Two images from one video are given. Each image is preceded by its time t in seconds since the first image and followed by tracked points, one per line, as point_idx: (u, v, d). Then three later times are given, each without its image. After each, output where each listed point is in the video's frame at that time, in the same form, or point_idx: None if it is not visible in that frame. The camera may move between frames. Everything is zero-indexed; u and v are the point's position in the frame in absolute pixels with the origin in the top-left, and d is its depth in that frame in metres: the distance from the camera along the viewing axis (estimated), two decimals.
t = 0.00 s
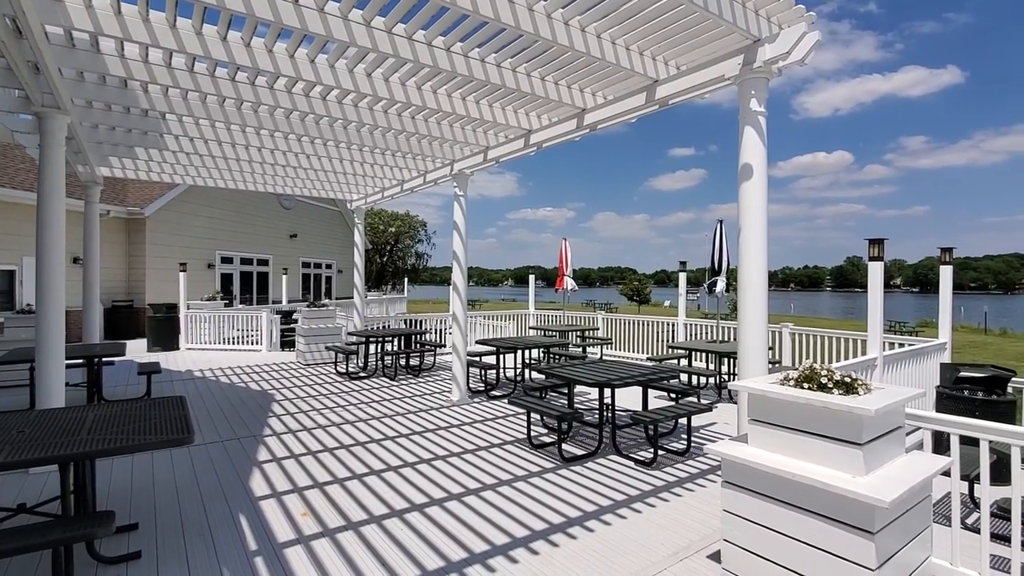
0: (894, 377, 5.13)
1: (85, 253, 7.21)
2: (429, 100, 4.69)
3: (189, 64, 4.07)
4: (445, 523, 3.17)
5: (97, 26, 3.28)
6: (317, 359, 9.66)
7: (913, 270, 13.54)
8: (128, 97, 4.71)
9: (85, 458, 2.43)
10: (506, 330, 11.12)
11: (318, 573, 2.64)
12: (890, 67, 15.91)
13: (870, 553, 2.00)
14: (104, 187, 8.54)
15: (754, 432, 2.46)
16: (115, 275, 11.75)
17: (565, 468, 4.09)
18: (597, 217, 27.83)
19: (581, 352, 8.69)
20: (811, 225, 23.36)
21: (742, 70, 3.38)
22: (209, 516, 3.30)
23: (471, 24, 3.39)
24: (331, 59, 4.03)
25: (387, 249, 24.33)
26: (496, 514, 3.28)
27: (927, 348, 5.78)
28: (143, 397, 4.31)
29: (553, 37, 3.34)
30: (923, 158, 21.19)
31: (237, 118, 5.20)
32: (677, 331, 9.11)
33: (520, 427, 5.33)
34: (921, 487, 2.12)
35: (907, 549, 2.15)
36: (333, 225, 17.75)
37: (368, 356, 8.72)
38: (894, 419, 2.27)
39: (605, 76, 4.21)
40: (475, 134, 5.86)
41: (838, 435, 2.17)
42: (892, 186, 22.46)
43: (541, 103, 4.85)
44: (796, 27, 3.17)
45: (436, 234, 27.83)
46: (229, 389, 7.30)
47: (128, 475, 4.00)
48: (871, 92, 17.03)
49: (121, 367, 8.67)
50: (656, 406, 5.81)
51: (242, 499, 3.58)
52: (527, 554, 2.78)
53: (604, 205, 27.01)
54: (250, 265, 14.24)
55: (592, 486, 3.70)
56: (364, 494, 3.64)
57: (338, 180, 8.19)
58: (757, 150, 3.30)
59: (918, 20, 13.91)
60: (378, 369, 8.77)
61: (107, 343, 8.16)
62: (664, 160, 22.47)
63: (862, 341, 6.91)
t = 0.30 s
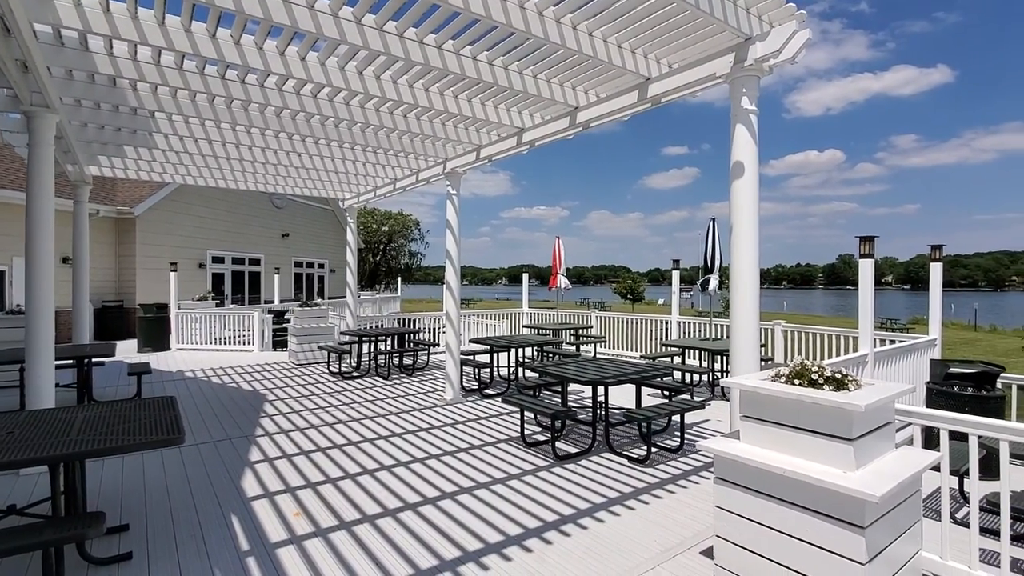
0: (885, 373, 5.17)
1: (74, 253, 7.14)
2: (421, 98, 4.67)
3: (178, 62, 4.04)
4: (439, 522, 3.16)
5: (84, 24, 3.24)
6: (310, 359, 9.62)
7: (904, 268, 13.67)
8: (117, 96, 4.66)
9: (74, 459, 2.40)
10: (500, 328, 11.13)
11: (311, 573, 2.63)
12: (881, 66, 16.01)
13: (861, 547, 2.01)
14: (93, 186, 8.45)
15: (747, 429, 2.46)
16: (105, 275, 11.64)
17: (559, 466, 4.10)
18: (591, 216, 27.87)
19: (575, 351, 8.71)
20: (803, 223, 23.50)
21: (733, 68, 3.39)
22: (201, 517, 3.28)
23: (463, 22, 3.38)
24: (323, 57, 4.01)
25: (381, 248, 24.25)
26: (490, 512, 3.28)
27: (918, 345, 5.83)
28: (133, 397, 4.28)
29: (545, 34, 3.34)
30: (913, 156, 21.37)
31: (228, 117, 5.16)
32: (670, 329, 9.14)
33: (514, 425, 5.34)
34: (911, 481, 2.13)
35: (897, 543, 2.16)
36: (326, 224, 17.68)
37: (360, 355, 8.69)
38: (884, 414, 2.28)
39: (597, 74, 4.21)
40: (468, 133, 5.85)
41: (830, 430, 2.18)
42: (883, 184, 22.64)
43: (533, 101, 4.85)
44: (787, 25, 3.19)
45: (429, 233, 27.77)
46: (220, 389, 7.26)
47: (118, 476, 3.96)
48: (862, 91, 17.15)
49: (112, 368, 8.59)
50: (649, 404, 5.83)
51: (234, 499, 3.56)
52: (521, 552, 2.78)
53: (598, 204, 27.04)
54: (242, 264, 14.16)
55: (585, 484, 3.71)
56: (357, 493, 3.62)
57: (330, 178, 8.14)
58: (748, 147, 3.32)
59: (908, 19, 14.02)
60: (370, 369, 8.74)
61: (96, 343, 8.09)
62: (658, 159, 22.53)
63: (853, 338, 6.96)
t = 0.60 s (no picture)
0: (861, 368, 5.29)
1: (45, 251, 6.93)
2: (404, 95, 4.63)
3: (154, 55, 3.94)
4: (423, 521, 3.15)
5: (57, 16, 3.15)
6: (291, 358, 9.49)
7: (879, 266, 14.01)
8: (91, 90, 4.54)
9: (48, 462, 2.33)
10: (483, 327, 11.10)
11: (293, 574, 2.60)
12: (856, 68, 16.34)
13: (839, 539, 2.03)
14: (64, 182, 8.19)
15: (729, 424, 2.50)
16: (77, 274, 11.34)
17: (543, 463, 4.11)
18: (573, 214, 27.95)
19: (559, 348, 8.73)
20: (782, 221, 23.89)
21: (715, 68, 3.42)
22: (179, 519, 3.21)
23: (446, 18, 3.36)
24: (304, 52, 3.95)
25: (362, 246, 24.03)
26: (475, 510, 3.28)
27: (893, 340, 5.97)
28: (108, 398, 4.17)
29: (529, 31, 3.34)
30: (887, 156, 21.87)
31: (207, 112, 5.06)
32: (653, 326, 9.22)
33: (498, 423, 5.33)
34: (887, 473, 2.17)
35: (874, 534, 2.20)
36: (306, 222, 17.44)
37: (342, 355, 8.59)
38: (861, 409, 2.33)
39: (581, 73, 4.22)
40: (452, 130, 5.82)
41: (809, 424, 2.22)
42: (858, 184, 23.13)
43: (517, 99, 4.84)
44: (767, 26, 3.23)
45: (411, 231, 27.58)
46: (198, 390, 7.12)
47: (93, 479, 3.86)
48: (839, 92, 17.48)
49: (85, 369, 8.38)
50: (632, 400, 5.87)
51: (214, 501, 3.49)
52: (506, 549, 2.78)
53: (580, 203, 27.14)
54: (219, 262, 13.90)
55: (569, 481, 3.73)
56: (340, 493, 3.59)
57: (311, 175, 8.03)
58: (730, 147, 3.36)
59: (884, 22, 14.33)
60: (352, 368, 8.65)
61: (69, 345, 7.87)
62: (640, 158, 22.69)
63: (830, 334, 7.11)
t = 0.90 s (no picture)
0: (825, 363, 5.48)
1: None
2: (377, 91, 4.57)
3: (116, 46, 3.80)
4: (398, 521, 3.13)
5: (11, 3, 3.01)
6: (259, 359, 9.28)
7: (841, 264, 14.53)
8: (48, 81, 4.35)
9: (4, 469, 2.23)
10: (457, 325, 11.06)
11: None
12: (820, 72, 16.86)
13: (806, 527, 2.10)
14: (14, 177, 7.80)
15: (702, 419, 2.55)
16: (31, 273, 10.85)
17: (518, 460, 4.12)
18: (546, 212, 28.06)
19: (533, 346, 8.77)
20: (750, 220, 24.48)
21: (687, 70, 3.49)
22: (145, 526, 3.10)
23: (423, 15, 3.34)
24: (274, 45, 3.87)
25: (332, 244, 23.65)
26: (451, 508, 3.27)
27: (854, 335, 6.20)
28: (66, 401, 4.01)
29: (504, 29, 3.34)
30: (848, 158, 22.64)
31: (172, 105, 4.91)
32: (626, 324, 9.36)
33: (473, 422, 5.33)
34: (850, 463, 2.25)
35: (839, 522, 2.27)
36: (275, 219, 17.06)
37: (313, 354, 8.45)
38: (826, 401, 2.41)
39: (556, 73, 4.25)
40: (425, 127, 5.77)
41: (778, 417, 2.28)
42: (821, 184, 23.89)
43: (492, 97, 4.83)
44: (737, 31, 3.32)
45: (382, 229, 27.26)
46: (162, 392, 6.89)
47: (50, 486, 3.70)
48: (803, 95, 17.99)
49: (41, 372, 8.03)
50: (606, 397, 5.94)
51: (181, 506, 3.39)
52: (483, 547, 2.79)
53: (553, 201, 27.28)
54: (183, 261, 13.49)
55: (544, 478, 3.75)
56: (313, 495, 3.53)
57: (280, 172, 7.85)
58: (701, 147, 3.44)
59: (845, 28, 14.82)
60: (324, 368, 8.51)
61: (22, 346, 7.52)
62: (612, 158, 22.91)
63: (796, 330, 7.34)
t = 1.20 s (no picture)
0: (784, 357, 5.68)
1: None
2: (343, 86, 4.49)
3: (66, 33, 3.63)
4: (367, 523, 3.10)
5: None
6: (218, 360, 9.01)
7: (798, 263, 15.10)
8: None
9: None
10: (425, 323, 10.98)
11: None
12: (778, 78, 17.43)
13: (766, 515, 2.15)
14: None
15: (668, 413, 2.61)
16: None
17: (488, 459, 4.13)
18: (514, 211, 28.10)
19: (502, 344, 8.78)
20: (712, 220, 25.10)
21: (654, 73, 3.56)
22: (99, 534, 2.98)
23: (391, 10, 3.30)
24: (236, 37, 3.76)
25: (295, 242, 23.13)
26: (420, 508, 3.26)
27: (811, 331, 6.45)
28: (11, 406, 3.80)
29: (474, 28, 3.34)
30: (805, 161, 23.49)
31: (126, 97, 4.71)
32: (593, 322, 9.47)
33: (443, 421, 5.32)
34: (807, 453, 2.33)
35: (797, 510, 2.35)
36: (235, 216, 16.58)
37: (276, 355, 8.25)
38: (784, 395, 2.50)
39: (525, 72, 4.26)
40: (393, 124, 5.70)
41: (740, 410, 2.36)
42: (779, 185, 24.69)
43: (461, 95, 4.82)
44: (701, 35, 3.40)
45: (347, 226, 26.79)
46: (116, 396, 6.60)
47: None
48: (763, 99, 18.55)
49: None
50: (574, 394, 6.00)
51: (138, 513, 3.27)
52: (454, 545, 2.79)
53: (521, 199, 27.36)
54: (136, 258, 12.97)
55: (514, 476, 3.77)
56: (278, 499, 3.46)
57: (240, 167, 7.62)
58: (667, 149, 3.53)
59: (803, 35, 15.38)
60: (287, 369, 8.32)
61: None
62: (579, 157, 23.11)
63: (756, 326, 7.58)
